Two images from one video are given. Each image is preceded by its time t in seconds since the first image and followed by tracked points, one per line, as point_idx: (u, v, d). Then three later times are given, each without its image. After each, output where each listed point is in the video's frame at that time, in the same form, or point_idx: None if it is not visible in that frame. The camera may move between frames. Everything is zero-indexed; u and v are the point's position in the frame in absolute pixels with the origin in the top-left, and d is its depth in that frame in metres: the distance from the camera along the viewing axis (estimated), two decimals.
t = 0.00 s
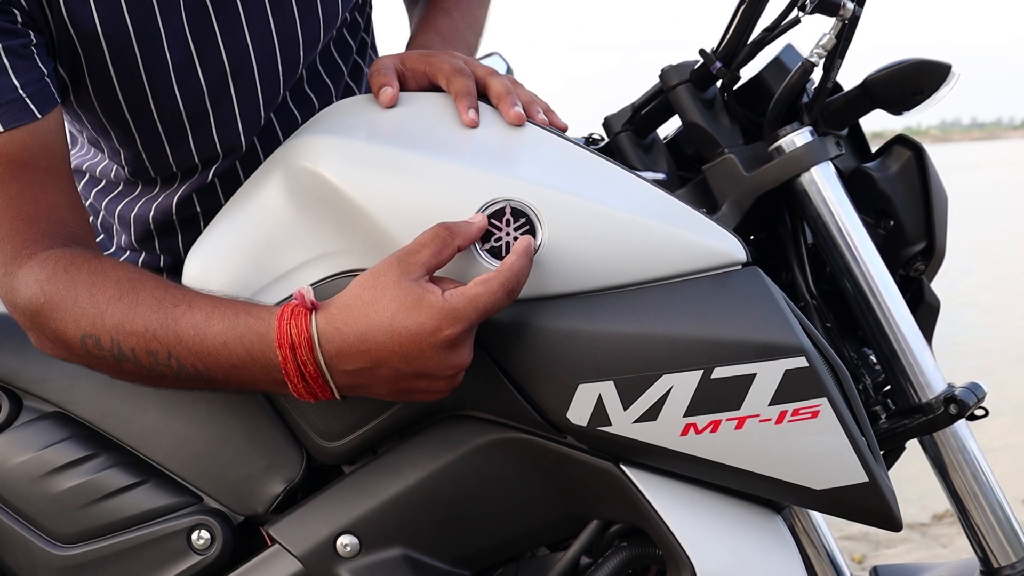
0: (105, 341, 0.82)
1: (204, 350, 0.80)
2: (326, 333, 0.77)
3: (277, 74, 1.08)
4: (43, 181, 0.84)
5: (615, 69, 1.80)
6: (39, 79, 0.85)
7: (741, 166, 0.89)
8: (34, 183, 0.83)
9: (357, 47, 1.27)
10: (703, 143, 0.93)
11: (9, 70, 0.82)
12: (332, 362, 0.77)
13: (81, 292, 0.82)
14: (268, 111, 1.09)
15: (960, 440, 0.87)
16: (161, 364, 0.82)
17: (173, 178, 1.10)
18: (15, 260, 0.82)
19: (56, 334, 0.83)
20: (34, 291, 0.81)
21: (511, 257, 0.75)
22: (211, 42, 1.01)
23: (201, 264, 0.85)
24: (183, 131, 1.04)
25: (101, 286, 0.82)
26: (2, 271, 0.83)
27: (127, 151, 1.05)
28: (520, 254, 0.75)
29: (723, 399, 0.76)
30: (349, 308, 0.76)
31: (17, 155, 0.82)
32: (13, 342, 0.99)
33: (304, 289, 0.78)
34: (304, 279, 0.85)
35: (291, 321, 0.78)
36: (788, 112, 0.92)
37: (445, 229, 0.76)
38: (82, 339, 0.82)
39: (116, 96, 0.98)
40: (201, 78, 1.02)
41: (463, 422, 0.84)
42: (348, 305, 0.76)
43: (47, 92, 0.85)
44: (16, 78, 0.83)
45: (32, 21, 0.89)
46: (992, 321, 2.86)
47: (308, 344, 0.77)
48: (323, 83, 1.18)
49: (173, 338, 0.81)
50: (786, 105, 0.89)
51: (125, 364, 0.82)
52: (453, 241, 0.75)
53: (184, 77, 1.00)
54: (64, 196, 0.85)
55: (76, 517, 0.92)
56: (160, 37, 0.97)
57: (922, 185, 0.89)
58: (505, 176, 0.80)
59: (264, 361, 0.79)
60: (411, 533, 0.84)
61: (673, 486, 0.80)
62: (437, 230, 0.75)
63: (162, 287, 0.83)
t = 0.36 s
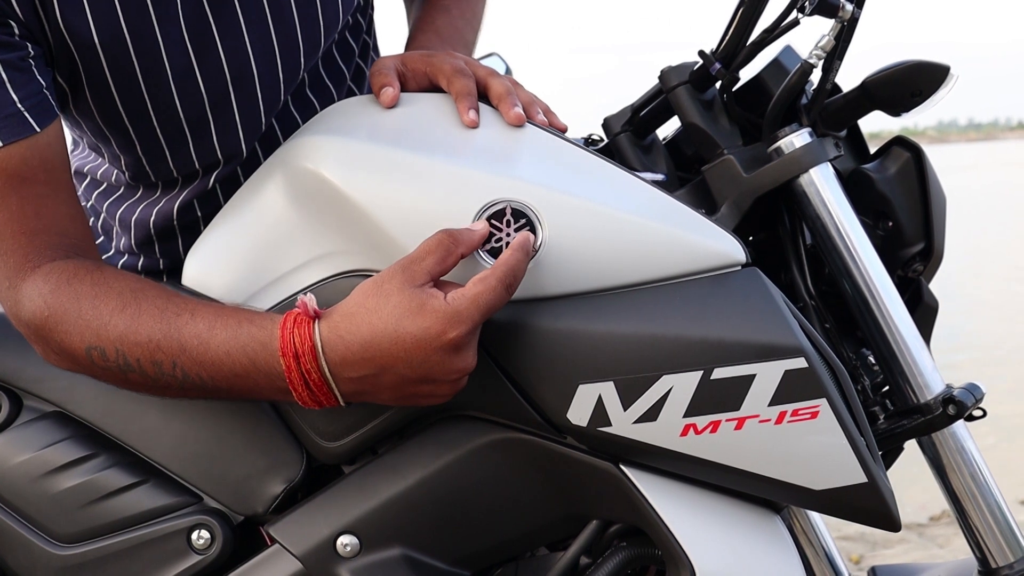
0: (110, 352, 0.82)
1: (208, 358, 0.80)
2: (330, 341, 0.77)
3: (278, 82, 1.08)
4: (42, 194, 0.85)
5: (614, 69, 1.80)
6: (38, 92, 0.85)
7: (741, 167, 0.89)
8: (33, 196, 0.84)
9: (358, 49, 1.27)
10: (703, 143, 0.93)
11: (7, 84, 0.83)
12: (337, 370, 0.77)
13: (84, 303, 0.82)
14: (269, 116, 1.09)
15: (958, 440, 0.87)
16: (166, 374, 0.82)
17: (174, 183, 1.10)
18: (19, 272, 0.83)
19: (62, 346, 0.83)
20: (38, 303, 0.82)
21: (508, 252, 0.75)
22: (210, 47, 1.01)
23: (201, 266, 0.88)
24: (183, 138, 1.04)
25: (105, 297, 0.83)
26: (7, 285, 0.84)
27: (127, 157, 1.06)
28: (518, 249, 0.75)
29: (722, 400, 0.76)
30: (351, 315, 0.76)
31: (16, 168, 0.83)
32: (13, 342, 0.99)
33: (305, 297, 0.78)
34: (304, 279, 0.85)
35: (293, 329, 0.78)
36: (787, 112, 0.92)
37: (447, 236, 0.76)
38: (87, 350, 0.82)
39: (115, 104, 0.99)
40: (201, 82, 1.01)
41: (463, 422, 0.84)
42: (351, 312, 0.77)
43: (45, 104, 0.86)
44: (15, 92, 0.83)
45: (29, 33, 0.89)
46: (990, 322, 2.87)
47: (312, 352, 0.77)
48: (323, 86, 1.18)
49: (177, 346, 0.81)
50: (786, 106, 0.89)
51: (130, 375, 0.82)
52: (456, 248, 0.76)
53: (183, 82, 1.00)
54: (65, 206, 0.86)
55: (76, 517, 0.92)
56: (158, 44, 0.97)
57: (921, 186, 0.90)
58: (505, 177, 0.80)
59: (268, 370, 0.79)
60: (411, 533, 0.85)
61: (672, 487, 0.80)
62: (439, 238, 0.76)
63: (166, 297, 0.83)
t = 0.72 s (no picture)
0: (105, 363, 0.83)
1: (202, 363, 0.81)
2: (323, 338, 0.78)
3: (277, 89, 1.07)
4: (37, 213, 0.86)
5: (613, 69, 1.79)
6: (31, 113, 0.86)
7: (740, 167, 0.89)
8: (30, 214, 0.86)
9: (358, 51, 1.27)
10: (702, 144, 0.93)
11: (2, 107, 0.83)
12: (330, 367, 0.78)
13: (77, 316, 0.84)
14: (270, 125, 1.09)
15: (957, 441, 0.87)
16: (162, 382, 0.83)
17: (174, 189, 1.11)
18: (13, 290, 0.85)
19: (57, 360, 0.85)
20: (32, 319, 0.84)
21: (503, 252, 0.75)
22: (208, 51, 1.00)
23: (200, 267, 0.88)
24: (182, 145, 1.04)
25: (97, 309, 0.84)
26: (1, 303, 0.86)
27: (127, 165, 1.06)
28: (515, 250, 0.75)
29: (723, 400, 0.76)
30: (344, 313, 0.77)
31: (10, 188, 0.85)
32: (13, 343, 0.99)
33: (298, 295, 0.79)
34: (304, 278, 0.85)
35: (287, 327, 0.78)
36: (787, 112, 0.92)
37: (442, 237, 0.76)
38: (82, 362, 0.84)
39: (113, 116, 0.99)
40: (200, 89, 1.01)
41: (463, 422, 0.84)
42: (344, 311, 0.77)
43: (39, 124, 0.86)
44: (8, 113, 0.84)
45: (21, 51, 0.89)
46: (989, 323, 2.86)
47: (305, 349, 0.78)
48: (323, 89, 1.18)
49: (171, 353, 0.82)
50: (786, 106, 0.89)
51: (126, 385, 0.84)
52: (450, 250, 0.76)
53: (182, 92, 1.00)
54: (61, 223, 0.88)
55: (76, 516, 0.92)
56: (156, 54, 0.97)
57: (921, 186, 0.90)
58: (505, 177, 0.80)
59: (262, 369, 0.79)
60: (411, 533, 0.84)
61: (672, 486, 0.80)
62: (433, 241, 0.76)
63: (159, 306, 0.85)
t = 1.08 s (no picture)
0: (109, 375, 0.79)
1: (217, 372, 0.77)
2: (350, 337, 0.75)
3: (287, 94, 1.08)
4: (35, 218, 0.82)
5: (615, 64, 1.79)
6: (33, 112, 0.84)
7: (741, 162, 0.89)
8: (27, 219, 0.82)
9: (358, 46, 1.26)
10: (704, 139, 0.93)
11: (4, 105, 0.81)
12: (360, 368, 0.75)
13: (79, 326, 0.79)
14: (275, 122, 1.08)
15: (959, 437, 0.87)
16: (170, 395, 0.79)
17: (177, 188, 1.10)
18: (9, 301, 0.80)
19: (56, 375, 0.80)
20: (29, 332, 0.79)
21: (510, 223, 0.75)
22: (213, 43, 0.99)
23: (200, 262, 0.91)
24: (189, 147, 1.04)
25: (101, 320, 0.80)
26: None
27: (132, 163, 1.05)
28: (519, 220, 0.76)
29: (724, 395, 0.76)
30: (369, 311, 0.75)
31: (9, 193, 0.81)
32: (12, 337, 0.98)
33: (318, 299, 0.76)
34: (303, 273, 0.85)
35: (309, 333, 0.76)
36: (789, 106, 0.92)
37: (456, 236, 0.76)
38: (84, 376, 0.79)
39: (122, 119, 0.98)
40: (210, 94, 1.01)
41: (464, 418, 0.84)
42: (369, 310, 0.75)
43: (41, 125, 0.84)
44: (11, 111, 0.82)
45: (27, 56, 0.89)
46: (991, 319, 2.86)
47: (332, 352, 0.75)
48: (324, 84, 1.17)
49: (182, 364, 0.78)
50: (787, 101, 0.89)
51: (132, 399, 0.80)
52: (465, 247, 0.76)
53: (192, 95, 1.00)
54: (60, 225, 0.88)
55: (75, 511, 0.91)
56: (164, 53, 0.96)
57: (923, 180, 0.89)
58: (505, 171, 0.80)
59: (284, 377, 0.76)
60: (411, 528, 0.84)
61: (674, 482, 0.80)
62: (450, 240, 0.76)
63: (166, 315, 0.81)
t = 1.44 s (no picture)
0: (121, 436, 0.81)
1: (236, 455, 0.80)
2: (359, 459, 0.77)
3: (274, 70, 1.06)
4: (24, 254, 0.80)
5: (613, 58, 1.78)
6: (22, 138, 0.82)
7: (742, 156, 0.88)
8: (17, 256, 0.80)
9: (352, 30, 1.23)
10: (704, 134, 0.92)
11: None
12: (363, 488, 0.78)
13: (90, 379, 0.81)
14: (263, 93, 1.06)
15: (961, 433, 0.86)
16: (185, 466, 0.81)
17: (173, 173, 1.09)
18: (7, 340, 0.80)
19: (58, 424, 0.81)
20: (34, 375, 0.80)
21: (541, 400, 0.74)
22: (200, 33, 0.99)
23: (197, 256, 0.90)
24: (179, 125, 1.03)
25: (116, 383, 0.81)
26: None
27: (127, 152, 1.05)
28: (555, 398, 0.74)
29: (724, 390, 0.75)
30: (379, 437, 0.77)
31: None
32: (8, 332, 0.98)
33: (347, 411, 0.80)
34: (302, 266, 0.84)
35: (329, 441, 0.78)
36: (790, 100, 0.91)
37: (479, 373, 0.75)
38: (93, 432, 0.81)
39: (115, 103, 0.98)
40: (200, 78, 1.01)
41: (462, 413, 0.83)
42: (381, 427, 0.78)
43: (30, 151, 0.83)
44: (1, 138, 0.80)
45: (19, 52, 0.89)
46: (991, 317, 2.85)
47: (342, 467, 0.77)
48: (321, 77, 1.17)
49: (206, 442, 0.80)
50: (787, 96, 0.88)
51: (141, 462, 0.81)
52: (481, 398, 0.75)
53: (180, 74, 0.99)
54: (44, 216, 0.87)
55: (72, 506, 0.91)
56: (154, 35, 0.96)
57: (924, 174, 0.89)
58: (503, 163, 0.79)
59: (300, 476, 0.79)
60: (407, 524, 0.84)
61: (673, 477, 0.79)
62: (468, 380, 0.75)
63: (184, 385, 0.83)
